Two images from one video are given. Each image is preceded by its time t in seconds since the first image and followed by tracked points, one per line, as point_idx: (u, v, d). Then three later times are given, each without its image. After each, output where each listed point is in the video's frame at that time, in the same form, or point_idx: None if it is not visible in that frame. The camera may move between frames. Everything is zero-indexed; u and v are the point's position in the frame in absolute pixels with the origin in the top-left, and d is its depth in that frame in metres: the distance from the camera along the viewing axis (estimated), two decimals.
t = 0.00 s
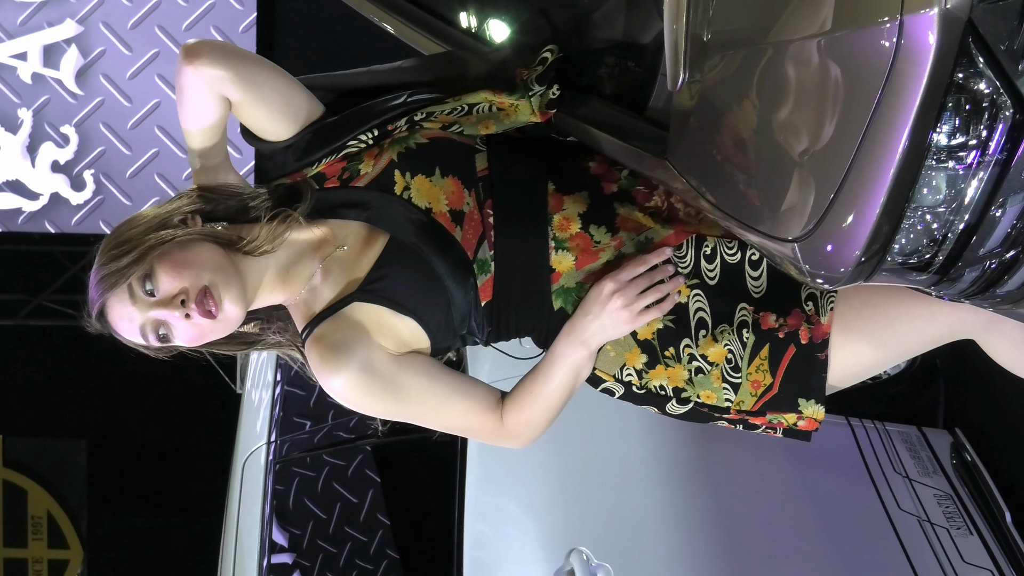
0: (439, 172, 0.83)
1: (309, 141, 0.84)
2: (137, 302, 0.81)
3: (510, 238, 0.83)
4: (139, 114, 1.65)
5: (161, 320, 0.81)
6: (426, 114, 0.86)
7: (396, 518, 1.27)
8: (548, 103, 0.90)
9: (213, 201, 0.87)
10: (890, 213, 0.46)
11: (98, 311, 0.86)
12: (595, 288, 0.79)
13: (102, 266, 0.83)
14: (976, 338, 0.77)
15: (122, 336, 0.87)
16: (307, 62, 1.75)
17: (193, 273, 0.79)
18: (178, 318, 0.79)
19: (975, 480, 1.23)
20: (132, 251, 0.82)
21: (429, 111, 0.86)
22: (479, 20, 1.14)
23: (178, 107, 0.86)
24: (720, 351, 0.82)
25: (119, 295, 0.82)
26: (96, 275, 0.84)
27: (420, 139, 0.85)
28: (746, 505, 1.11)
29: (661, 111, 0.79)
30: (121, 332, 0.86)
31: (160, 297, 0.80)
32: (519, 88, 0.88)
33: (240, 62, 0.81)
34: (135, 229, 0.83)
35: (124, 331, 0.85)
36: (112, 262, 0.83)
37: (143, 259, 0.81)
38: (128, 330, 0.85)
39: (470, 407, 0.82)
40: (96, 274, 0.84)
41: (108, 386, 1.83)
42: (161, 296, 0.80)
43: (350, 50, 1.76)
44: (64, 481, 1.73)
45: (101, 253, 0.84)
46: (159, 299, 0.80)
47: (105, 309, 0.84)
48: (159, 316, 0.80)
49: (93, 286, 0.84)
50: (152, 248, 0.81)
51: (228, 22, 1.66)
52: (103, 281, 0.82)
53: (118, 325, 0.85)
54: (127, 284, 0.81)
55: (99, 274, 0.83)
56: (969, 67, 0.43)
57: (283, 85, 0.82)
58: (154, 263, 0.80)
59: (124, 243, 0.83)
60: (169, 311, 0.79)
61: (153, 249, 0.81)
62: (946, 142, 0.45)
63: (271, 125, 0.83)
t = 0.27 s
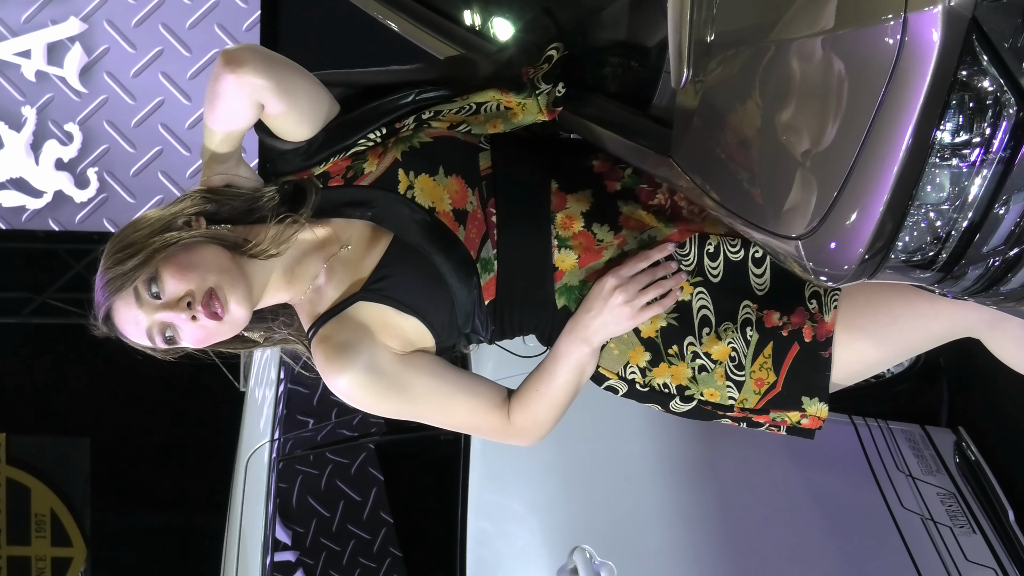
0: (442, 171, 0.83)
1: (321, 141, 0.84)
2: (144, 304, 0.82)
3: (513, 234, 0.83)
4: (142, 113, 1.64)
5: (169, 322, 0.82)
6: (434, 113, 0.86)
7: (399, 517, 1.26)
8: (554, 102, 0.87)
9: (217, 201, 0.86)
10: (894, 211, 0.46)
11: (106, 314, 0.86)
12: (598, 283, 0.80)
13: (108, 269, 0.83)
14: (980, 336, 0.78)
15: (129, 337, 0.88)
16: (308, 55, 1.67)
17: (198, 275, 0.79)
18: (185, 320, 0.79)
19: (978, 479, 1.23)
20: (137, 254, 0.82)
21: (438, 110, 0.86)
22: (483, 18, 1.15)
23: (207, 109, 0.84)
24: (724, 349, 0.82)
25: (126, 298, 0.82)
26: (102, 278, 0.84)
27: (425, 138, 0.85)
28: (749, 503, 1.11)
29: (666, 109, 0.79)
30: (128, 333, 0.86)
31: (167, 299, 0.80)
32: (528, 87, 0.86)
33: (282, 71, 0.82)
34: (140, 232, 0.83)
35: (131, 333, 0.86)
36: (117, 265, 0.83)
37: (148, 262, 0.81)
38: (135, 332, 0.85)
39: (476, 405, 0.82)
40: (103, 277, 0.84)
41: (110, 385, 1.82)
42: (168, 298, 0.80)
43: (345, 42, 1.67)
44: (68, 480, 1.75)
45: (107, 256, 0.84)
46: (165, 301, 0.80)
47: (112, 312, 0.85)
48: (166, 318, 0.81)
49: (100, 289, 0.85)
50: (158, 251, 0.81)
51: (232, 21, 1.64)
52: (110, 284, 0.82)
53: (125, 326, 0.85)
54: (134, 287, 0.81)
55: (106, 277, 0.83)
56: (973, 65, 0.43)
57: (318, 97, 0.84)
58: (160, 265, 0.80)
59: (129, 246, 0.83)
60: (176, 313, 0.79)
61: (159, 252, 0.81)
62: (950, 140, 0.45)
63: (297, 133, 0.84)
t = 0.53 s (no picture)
0: (445, 170, 0.83)
1: (331, 147, 0.81)
2: (150, 306, 0.82)
3: (514, 234, 0.83)
4: (145, 111, 1.64)
5: (175, 322, 0.81)
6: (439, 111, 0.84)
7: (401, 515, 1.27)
8: (558, 100, 0.87)
9: (220, 201, 0.86)
10: (896, 209, 0.46)
11: (110, 316, 0.86)
12: (599, 280, 0.80)
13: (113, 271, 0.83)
14: (982, 334, 0.78)
15: (134, 339, 0.87)
16: (308, 50, 1.65)
17: (203, 274, 0.79)
18: (192, 320, 0.79)
19: (980, 477, 1.23)
20: (142, 256, 0.81)
21: (440, 110, 0.85)
22: (485, 17, 1.12)
23: (234, 128, 0.79)
24: (725, 347, 0.82)
25: (132, 299, 0.82)
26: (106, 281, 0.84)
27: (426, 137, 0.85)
28: (751, 501, 1.12)
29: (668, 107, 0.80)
30: (134, 335, 0.86)
31: (173, 300, 0.80)
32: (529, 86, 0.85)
33: (318, 94, 0.78)
34: (144, 234, 0.83)
35: (137, 335, 0.86)
36: (121, 267, 0.82)
37: (153, 263, 0.81)
38: (141, 334, 0.85)
39: (481, 401, 0.82)
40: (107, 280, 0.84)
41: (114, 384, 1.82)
42: (174, 298, 0.80)
43: (346, 38, 1.64)
44: (73, 479, 1.75)
45: (111, 258, 0.84)
46: (171, 302, 0.80)
47: (117, 314, 0.84)
48: (172, 318, 0.81)
49: (105, 291, 0.84)
50: (162, 252, 0.81)
51: (234, 19, 1.65)
52: (114, 286, 0.82)
53: (131, 328, 0.85)
54: (139, 288, 0.81)
55: (110, 280, 0.83)
56: (974, 63, 0.44)
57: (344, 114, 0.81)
58: (164, 266, 0.80)
59: (133, 248, 0.83)
60: (182, 313, 0.79)
61: (163, 253, 0.81)
62: (952, 138, 0.45)
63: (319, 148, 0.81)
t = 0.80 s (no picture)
0: (446, 168, 0.83)
1: (333, 147, 0.81)
2: (151, 304, 0.82)
3: (515, 232, 0.83)
4: (147, 107, 1.63)
5: (176, 321, 0.81)
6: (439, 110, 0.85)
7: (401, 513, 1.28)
8: (559, 96, 0.86)
9: (220, 200, 0.86)
10: (896, 205, 0.46)
11: (110, 314, 0.86)
12: (600, 278, 0.80)
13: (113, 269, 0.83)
14: (983, 331, 0.78)
15: (135, 337, 0.87)
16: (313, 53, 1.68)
17: (205, 274, 0.79)
18: (194, 319, 0.79)
19: (981, 475, 1.23)
20: (142, 255, 0.81)
21: (442, 108, 0.85)
22: (486, 14, 1.14)
23: (246, 134, 0.77)
24: (726, 344, 0.82)
25: (133, 298, 0.82)
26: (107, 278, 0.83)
27: (428, 135, 0.85)
28: (750, 497, 1.13)
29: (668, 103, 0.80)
30: (134, 333, 0.86)
31: (174, 299, 0.80)
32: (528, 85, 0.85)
33: (332, 100, 0.78)
34: (144, 232, 0.82)
35: (137, 332, 0.85)
36: (122, 265, 0.82)
37: (154, 262, 0.80)
38: (142, 332, 0.85)
39: (483, 399, 0.82)
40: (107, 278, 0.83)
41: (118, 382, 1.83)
42: (175, 298, 0.80)
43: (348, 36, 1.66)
44: (73, 475, 1.73)
45: (111, 256, 0.84)
46: (172, 301, 0.80)
47: (118, 312, 0.84)
48: (174, 317, 0.81)
49: (105, 289, 0.84)
50: (163, 250, 0.81)
51: (236, 16, 1.63)
52: (115, 284, 0.82)
53: (131, 326, 0.85)
54: (140, 287, 0.81)
55: (111, 277, 0.83)
56: (975, 60, 0.44)
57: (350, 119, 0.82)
58: (166, 265, 0.80)
59: (133, 246, 0.82)
60: (184, 312, 0.79)
61: (164, 252, 0.81)
62: (953, 134, 0.45)
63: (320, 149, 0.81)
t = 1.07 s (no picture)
0: (447, 175, 0.83)
1: (352, 138, 0.80)
2: (162, 299, 0.81)
3: (514, 233, 0.83)
4: (146, 104, 1.63)
5: (187, 316, 0.81)
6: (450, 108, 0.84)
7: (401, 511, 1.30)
8: (565, 97, 0.87)
9: (232, 196, 0.85)
10: (896, 202, 0.46)
11: (112, 308, 0.84)
12: (595, 276, 0.80)
13: (120, 263, 0.81)
14: (983, 329, 0.78)
15: (137, 331, 0.86)
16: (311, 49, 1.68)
17: (222, 271, 0.79)
18: (209, 314, 0.79)
19: (981, 472, 1.23)
20: (155, 249, 0.80)
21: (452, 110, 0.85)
22: (485, 10, 1.11)
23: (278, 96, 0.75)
24: (727, 342, 0.82)
25: (142, 292, 0.80)
26: (112, 271, 0.81)
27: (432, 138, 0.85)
28: (751, 494, 1.13)
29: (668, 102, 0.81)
30: (137, 327, 0.85)
31: (188, 294, 0.80)
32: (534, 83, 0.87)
33: (367, 89, 0.78)
34: (156, 226, 0.81)
35: (140, 327, 0.84)
36: (131, 259, 0.80)
37: (167, 258, 0.80)
38: (145, 326, 0.84)
39: (484, 403, 0.83)
40: (111, 271, 0.81)
41: (120, 382, 1.83)
42: (189, 293, 0.79)
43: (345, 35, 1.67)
44: (72, 473, 1.73)
45: (115, 249, 0.82)
46: (186, 296, 0.80)
47: (122, 306, 0.83)
48: (187, 313, 0.80)
49: (109, 282, 0.82)
50: (177, 246, 0.80)
51: (235, 14, 1.62)
52: (123, 278, 0.80)
53: (134, 320, 0.83)
54: (151, 281, 0.80)
55: (117, 271, 0.81)
56: (974, 56, 0.44)
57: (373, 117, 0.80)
58: (181, 261, 0.79)
59: (143, 240, 0.81)
60: (200, 308, 0.79)
61: (179, 247, 0.80)
62: (952, 131, 0.45)
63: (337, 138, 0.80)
